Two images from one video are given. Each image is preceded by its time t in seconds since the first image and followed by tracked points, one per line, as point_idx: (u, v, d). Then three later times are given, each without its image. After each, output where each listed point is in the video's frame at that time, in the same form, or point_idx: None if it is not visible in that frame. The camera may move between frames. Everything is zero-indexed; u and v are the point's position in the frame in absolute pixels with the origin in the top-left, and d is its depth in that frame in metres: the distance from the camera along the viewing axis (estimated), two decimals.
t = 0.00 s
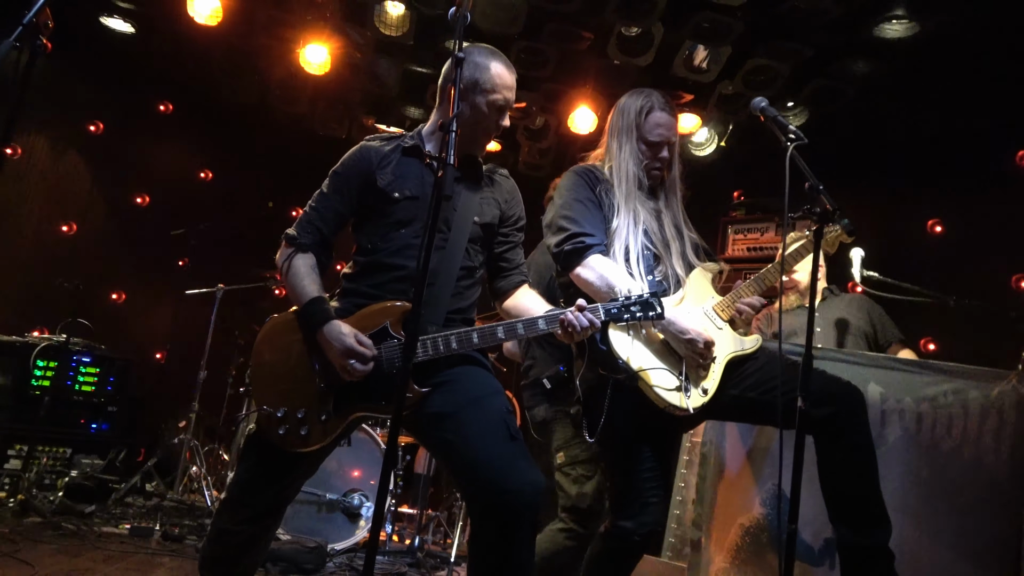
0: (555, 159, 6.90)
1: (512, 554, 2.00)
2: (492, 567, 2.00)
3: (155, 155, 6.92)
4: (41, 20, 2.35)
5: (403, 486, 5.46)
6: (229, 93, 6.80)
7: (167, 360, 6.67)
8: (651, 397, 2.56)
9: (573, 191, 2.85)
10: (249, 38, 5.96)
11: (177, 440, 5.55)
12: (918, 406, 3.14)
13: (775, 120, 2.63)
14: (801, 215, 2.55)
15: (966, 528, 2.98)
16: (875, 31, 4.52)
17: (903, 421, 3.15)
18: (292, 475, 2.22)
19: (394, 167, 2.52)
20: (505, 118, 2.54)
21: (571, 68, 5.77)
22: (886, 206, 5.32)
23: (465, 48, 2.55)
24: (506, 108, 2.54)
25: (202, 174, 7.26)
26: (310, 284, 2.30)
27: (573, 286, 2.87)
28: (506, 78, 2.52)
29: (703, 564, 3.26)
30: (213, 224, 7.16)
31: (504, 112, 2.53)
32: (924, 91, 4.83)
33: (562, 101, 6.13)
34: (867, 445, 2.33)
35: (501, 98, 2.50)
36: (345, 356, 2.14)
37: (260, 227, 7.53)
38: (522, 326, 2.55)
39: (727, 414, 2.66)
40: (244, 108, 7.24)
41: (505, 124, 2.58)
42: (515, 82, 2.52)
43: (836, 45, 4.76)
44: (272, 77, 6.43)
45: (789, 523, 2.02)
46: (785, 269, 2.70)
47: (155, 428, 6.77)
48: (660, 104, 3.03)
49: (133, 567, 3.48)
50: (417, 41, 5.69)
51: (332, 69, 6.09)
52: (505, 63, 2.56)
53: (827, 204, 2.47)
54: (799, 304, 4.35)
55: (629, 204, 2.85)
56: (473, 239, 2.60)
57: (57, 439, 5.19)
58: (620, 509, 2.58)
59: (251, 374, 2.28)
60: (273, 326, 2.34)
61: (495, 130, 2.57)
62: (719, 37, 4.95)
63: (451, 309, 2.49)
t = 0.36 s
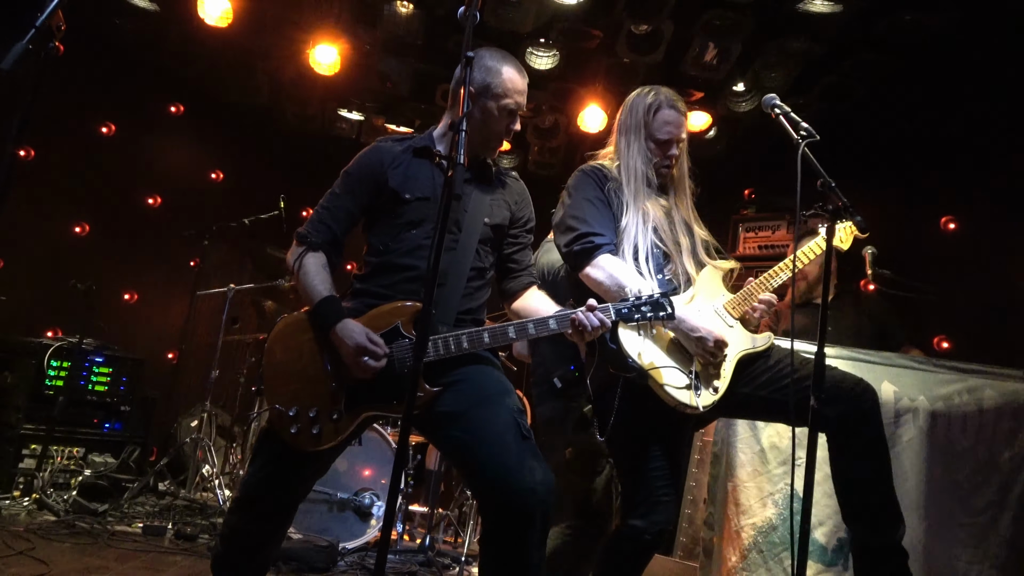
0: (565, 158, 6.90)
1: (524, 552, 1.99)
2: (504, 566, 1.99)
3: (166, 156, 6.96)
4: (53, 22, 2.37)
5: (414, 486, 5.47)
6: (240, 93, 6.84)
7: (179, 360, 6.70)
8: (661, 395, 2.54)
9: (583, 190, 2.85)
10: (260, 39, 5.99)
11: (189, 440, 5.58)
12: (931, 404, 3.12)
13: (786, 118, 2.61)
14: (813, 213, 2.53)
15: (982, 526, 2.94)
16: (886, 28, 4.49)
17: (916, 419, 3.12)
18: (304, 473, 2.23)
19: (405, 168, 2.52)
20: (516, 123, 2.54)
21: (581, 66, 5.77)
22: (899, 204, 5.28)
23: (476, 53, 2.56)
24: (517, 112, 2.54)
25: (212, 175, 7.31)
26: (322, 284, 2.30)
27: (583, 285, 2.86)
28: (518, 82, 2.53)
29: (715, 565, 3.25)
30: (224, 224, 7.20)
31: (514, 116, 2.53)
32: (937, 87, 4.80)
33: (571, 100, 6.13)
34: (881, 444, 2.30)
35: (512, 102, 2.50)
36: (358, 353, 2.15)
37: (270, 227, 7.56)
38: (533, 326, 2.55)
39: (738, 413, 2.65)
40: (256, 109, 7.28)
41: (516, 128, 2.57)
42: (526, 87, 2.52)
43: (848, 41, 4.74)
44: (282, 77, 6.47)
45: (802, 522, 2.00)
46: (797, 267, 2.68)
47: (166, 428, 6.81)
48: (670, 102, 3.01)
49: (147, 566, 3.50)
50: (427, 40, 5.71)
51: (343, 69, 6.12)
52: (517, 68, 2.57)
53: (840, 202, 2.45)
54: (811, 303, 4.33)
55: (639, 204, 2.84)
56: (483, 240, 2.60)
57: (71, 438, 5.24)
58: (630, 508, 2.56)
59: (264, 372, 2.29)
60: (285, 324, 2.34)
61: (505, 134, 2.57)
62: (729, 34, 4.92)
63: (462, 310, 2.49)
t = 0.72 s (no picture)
0: (573, 157, 6.89)
1: (530, 550, 1.99)
2: (510, 564, 1.99)
3: (175, 154, 6.99)
4: (63, 19, 2.37)
5: (420, 483, 5.48)
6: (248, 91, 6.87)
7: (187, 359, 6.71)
8: (669, 395, 2.53)
9: (592, 189, 2.84)
10: (267, 36, 6.00)
11: (196, 436, 5.59)
12: (941, 406, 3.10)
13: (796, 117, 2.59)
14: (822, 212, 2.51)
15: (991, 531, 2.93)
16: (896, 27, 4.47)
17: (926, 420, 3.10)
18: (311, 472, 2.23)
19: (414, 168, 2.52)
20: (524, 125, 2.54)
21: (589, 65, 5.76)
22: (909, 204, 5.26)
23: (486, 55, 2.57)
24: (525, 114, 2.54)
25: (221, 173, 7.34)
26: (330, 283, 2.31)
27: (591, 285, 2.85)
28: (526, 84, 2.52)
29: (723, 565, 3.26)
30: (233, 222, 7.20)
31: (523, 118, 2.54)
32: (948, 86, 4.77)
33: (580, 98, 6.13)
34: (889, 445, 2.29)
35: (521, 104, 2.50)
36: (366, 350, 2.15)
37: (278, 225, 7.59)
38: (541, 326, 2.55)
39: (745, 414, 2.65)
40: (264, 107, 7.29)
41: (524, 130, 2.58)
42: (535, 90, 2.52)
43: (858, 40, 4.71)
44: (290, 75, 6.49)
45: (809, 523, 1.99)
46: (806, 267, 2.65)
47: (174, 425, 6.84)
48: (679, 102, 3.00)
49: (156, 562, 3.53)
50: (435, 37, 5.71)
51: (350, 68, 6.12)
52: (526, 69, 2.56)
53: (850, 201, 2.42)
54: (820, 303, 4.32)
55: (648, 204, 2.83)
56: (491, 240, 2.59)
57: (79, 435, 5.27)
58: (636, 508, 2.56)
59: (270, 371, 2.28)
60: (293, 322, 2.33)
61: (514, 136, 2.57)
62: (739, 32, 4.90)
63: (469, 309, 2.49)
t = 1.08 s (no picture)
0: (580, 156, 6.89)
1: (537, 549, 1.98)
2: (516, 563, 1.98)
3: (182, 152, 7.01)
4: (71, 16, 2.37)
5: (427, 481, 5.49)
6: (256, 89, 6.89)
7: (194, 357, 6.73)
8: (676, 393, 2.52)
9: (599, 186, 2.83)
10: (276, 34, 6.01)
11: (203, 434, 5.61)
12: (949, 405, 3.08)
13: (805, 115, 2.57)
14: (830, 210, 2.49)
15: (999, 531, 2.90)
16: (907, 24, 4.45)
17: (934, 420, 3.09)
18: (317, 469, 2.23)
19: (420, 166, 2.52)
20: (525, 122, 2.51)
21: (597, 63, 5.76)
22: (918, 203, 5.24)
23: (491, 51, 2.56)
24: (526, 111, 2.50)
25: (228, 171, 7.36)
26: (337, 280, 2.31)
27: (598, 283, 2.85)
28: (527, 80, 2.48)
29: (729, 564, 3.24)
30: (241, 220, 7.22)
31: (524, 115, 2.50)
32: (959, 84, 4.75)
33: (587, 97, 6.12)
34: (899, 444, 2.27)
35: (521, 101, 2.47)
36: (371, 349, 2.15)
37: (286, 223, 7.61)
38: (547, 324, 2.54)
39: (753, 412, 2.63)
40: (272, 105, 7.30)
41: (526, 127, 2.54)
42: (536, 86, 2.48)
43: (869, 38, 4.69)
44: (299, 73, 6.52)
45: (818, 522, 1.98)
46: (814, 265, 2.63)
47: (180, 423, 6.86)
48: (687, 99, 2.99)
49: (163, 558, 3.54)
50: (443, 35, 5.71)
51: (358, 66, 6.13)
52: (529, 65, 2.52)
53: (859, 199, 2.40)
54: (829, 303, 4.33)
55: (656, 201, 2.82)
56: (497, 238, 2.59)
57: (88, 432, 5.29)
58: (643, 506, 2.55)
59: (275, 368, 2.26)
60: (299, 320, 2.33)
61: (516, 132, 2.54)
62: (748, 30, 4.88)
63: (476, 306, 2.49)
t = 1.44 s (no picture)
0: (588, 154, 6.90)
1: (546, 546, 1.98)
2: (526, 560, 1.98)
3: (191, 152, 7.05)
4: (84, 17, 2.39)
5: (435, 479, 5.50)
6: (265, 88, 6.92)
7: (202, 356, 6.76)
8: (686, 393, 2.52)
9: (608, 185, 2.83)
10: (284, 34, 6.03)
11: (212, 432, 5.64)
12: (960, 404, 3.07)
13: (815, 112, 2.54)
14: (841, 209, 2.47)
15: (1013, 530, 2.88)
16: (916, 20, 4.43)
17: (945, 419, 3.08)
18: (327, 467, 2.24)
19: (428, 165, 2.52)
20: (521, 116, 2.47)
21: (605, 61, 5.77)
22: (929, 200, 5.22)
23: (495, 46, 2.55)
24: (524, 105, 2.47)
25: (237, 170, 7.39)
26: (344, 280, 2.31)
27: (607, 282, 2.85)
28: (524, 74, 2.45)
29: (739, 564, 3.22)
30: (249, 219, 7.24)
31: (521, 109, 2.47)
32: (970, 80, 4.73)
33: (595, 95, 6.12)
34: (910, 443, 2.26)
35: (516, 93, 2.43)
36: (379, 347, 2.15)
37: (294, 221, 7.63)
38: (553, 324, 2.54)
39: (763, 411, 2.63)
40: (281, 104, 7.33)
41: (523, 121, 2.51)
42: (533, 80, 2.44)
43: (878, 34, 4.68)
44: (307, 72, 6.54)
45: (827, 522, 1.97)
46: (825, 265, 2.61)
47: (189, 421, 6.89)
48: (697, 96, 2.97)
49: (174, 555, 3.56)
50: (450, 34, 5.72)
51: (366, 65, 6.15)
52: (530, 60, 2.50)
53: (870, 197, 2.38)
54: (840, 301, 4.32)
55: (665, 199, 2.81)
56: (505, 237, 2.59)
57: (99, 430, 5.34)
58: (652, 505, 2.55)
59: (286, 366, 2.32)
60: (306, 320, 2.34)
61: (514, 127, 2.51)
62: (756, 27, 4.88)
63: (484, 305, 2.49)
